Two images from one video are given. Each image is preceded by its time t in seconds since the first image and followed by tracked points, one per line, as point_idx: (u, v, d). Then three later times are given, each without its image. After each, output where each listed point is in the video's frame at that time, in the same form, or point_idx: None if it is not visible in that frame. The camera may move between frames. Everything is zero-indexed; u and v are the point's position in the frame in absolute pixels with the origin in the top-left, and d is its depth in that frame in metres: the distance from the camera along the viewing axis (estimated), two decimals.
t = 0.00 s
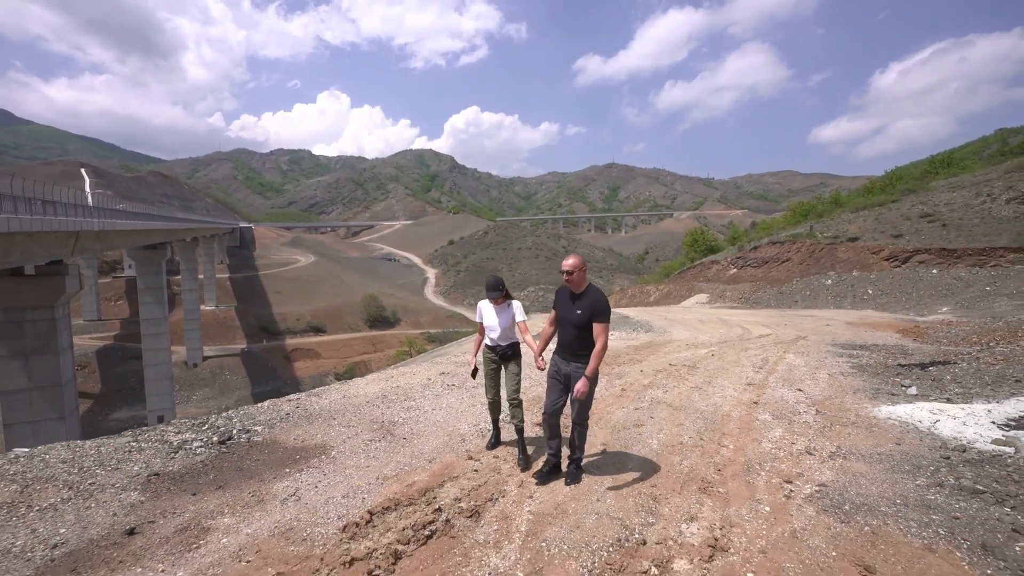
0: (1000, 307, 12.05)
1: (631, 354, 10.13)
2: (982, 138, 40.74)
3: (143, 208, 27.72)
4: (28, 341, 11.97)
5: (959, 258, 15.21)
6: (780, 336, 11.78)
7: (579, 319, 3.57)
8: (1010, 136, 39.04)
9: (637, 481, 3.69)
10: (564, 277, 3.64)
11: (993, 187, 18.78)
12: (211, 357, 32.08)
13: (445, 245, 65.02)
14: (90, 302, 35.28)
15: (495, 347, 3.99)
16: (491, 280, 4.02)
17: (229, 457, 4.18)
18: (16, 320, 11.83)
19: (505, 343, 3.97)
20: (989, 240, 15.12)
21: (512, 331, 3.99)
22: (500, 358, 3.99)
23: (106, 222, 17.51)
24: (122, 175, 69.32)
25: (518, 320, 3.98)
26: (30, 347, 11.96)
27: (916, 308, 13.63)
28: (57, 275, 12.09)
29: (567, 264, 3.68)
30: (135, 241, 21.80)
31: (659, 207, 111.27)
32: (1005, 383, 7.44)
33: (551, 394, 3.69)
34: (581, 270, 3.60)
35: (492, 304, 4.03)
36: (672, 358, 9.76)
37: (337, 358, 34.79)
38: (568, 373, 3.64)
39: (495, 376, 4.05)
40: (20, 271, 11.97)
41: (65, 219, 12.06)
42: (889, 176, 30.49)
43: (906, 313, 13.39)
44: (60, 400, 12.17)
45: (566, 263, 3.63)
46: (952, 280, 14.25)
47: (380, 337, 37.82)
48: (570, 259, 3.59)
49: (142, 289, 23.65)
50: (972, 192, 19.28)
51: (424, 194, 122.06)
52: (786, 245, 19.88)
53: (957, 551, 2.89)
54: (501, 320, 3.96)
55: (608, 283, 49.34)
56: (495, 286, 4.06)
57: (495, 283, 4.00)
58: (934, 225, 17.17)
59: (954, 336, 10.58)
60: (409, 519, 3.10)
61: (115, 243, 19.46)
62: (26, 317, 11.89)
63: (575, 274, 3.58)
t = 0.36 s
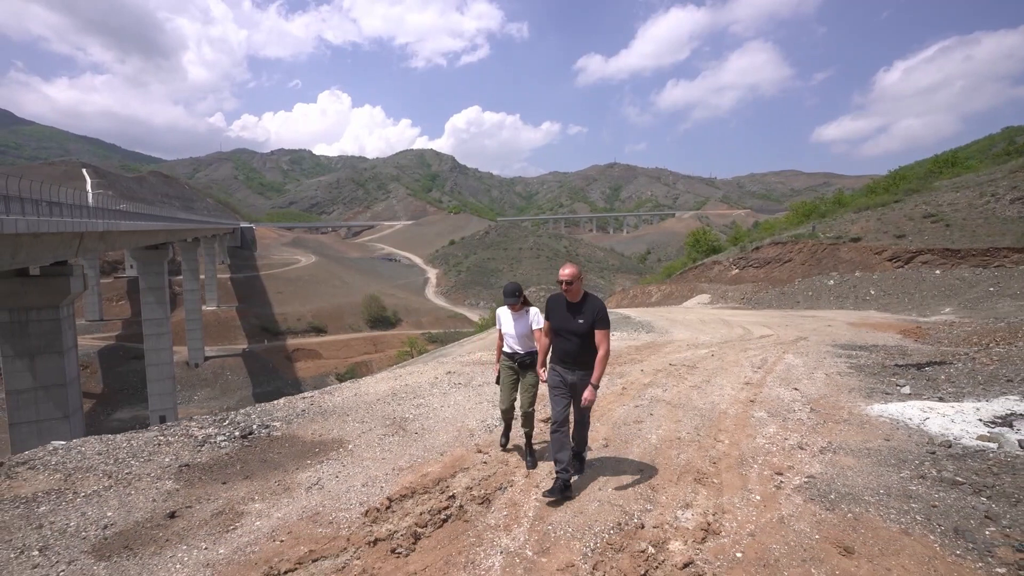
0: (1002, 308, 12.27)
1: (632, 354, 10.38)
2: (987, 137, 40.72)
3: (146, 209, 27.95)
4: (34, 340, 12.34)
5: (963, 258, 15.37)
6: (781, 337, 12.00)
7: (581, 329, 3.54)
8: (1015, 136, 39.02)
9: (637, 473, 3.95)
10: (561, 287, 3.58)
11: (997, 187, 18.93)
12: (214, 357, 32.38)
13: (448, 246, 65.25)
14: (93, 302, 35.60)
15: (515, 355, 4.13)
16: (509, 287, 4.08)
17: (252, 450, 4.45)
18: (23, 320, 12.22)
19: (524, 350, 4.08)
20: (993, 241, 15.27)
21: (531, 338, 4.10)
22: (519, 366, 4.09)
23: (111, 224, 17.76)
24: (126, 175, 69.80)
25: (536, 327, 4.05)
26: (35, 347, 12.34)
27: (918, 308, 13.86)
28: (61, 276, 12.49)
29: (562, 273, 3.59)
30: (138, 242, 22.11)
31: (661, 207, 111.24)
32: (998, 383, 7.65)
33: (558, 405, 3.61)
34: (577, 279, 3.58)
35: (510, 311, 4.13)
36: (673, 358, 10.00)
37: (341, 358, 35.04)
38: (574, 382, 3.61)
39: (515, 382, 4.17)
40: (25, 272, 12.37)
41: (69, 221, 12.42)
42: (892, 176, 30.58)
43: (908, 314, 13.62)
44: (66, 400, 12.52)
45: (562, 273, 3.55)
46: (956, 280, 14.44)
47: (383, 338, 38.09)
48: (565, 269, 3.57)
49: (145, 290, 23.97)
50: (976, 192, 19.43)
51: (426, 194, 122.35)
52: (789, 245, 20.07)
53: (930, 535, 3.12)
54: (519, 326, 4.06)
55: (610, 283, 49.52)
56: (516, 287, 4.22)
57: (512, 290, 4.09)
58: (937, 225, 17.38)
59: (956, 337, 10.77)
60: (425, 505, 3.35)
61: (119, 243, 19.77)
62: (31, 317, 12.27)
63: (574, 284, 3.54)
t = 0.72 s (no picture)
0: (1013, 308, 12.37)
1: (639, 353, 10.57)
2: (1000, 136, 40.42)
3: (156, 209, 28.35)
4: (49, 339, 12.81)
5: (973, 258, 15.40)
6: (788, 337, 12.14)
7: (588, 328, 3.50)
8: None
9: (646, 466, 4.17)
10: (564, 287, 3.53)
11: (1008, 187, 18.92)
12: (223, 356, 32.80)
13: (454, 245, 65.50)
14: (104, 301, 36.14)
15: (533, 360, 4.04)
16: (524, 292, 4.02)
17: (279, 442, 4.68)
18: (39, 318, 12.67)
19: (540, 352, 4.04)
20: (1004, 241, 15.30)
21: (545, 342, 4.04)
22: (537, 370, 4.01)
23: (121, 223, 18.10)
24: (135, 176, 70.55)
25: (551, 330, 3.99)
26: (49, 345, 12.81)
27: (927, 308, 13.94)
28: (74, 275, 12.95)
29: (564, 273, 3.54)
30: (147, 242, 22.51)
31: (668, 207, 110.93)
32: (1000, 382, 7.77)
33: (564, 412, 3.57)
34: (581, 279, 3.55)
35: (526, 315, 4.09)
36: (679, 357, 10.18)
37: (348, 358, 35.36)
38: (582, 384, 3.53)
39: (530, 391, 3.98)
40: (39, 272, 12.82)
41: (82, 222, 12.85)
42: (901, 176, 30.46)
43: (917, 314, 13.72)
44: (79, 397, 12.99)
45: (566, 273, 3.50)
46: (965, 280, 14.48)
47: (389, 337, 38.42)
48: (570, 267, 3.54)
49: (155, 289, 24.37)
50: (986, 192, 19.42)
51: (432, 194, 122.69)
52: (796, 245, 20.14)
53: (924, 523, 3.29)
54: (534, 329, 4.03)
55: (616, 283, 49.59)
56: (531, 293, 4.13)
57: (528, 295, 4.01)
58: (947, 225, 17.39)
59: (965, 337, 10.85)
60: (447, 493, 3.57)
61: (129, 243, 20.15)
62: (45, 315, 12.74)
63: (578, 284, 3.51)
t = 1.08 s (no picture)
0: (1013, 308, 12.58)
1: (641, 351, 10.80)
2: (1002, 135, 40.54)
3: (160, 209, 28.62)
4: (56, 338, 13.30)
5: (973, 258, 15.60)
6: (789, 336, 12.37)
7: (587, 333, 3.59)
8: None
9: (649, 455, 4.42)
10: (567, 289, 3.57)
11: (1008, 187, 19.14)
12: (226, 356, 33.07)
13: (456, 245, 65.72)
14: (107, 301, 36.42)
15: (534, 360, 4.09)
16: (527, 289, 4.10)
17: (300, 433, 4.93)
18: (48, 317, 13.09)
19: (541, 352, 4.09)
20: (1004, 241, 15.50)
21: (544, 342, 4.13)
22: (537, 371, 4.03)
23: (128, 224, 18.35)
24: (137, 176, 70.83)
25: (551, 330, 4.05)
26: (56, 344, 13.29)
27: (928, 308, 14.16)
28: (80, 275, 13.44)
29: (567, 274, 3.58)
30: (151, 241, 22.78)
31: (669, 207, 111.07)
32: (993, 378, 8.01)
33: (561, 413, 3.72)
34: (583, 282, 3.58)
35: (527, 314, 4.13)
36: (680, 355, 10.42)
37: (352, 357, 35.63)
38: (577, 387, 3.64)
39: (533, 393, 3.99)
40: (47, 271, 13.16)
41: (87, 222, 13.29)
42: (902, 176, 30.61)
43: (918, 314, 13.93)
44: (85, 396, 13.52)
45: (569, 276, 3.54)
46: (966, 281, 14.69)
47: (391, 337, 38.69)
48: (573, 269, 3.56)
49: (159, 288, 24.65)
50: (988, 192, 19.63)
51: (434, 194, 122.94)
52: (798, 245, 20.33)
53: (908, 505, 3.54)
54: (533, 327, 4.08)
55: (617, 283, 49.82)
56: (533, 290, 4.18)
57: (530, 293, 4.07)
58: (947, 225, 17.62)
59: (964, 337, 11.07)
60: (463, 478, 3.82)
61: (133, 243, 20.42)
62: (52, 315, 13.22)
63: (580, 287, 3.55)
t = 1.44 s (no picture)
0: (1019, 308, 12.73)
1: (646, 350, 11.07)
2: (1011, 134, 40.41)
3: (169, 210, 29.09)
4: (72, 337, 13.85)
5: (980, 259, 15.75)
6: (794, 335, 12.61)
7: (583, 325, 3.52)
8: None
9: (654, 444, 4.70)
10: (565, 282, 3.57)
11: (1016, 188, 19.24)
12: (232, 355, 33.53)
13: (462, 245, 66.08)
14: (118, 300, 36.98)
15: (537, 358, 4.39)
16: (527, 288, 4.35)
17: (325, 422, 5.24)
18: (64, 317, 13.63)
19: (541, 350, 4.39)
20: (1012, 241, 15.62)
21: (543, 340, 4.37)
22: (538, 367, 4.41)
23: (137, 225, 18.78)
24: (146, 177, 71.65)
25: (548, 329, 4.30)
26: (70, 343, 13.86)
27: (934, 309, 14.33)
28: (94, 275, 13.99)
29: (565, 268, 3.57)
30: (160, 242, 23.21)
31: (675, 207, 110.99)
32: (991, 376, 8.23)
33: (552, 407, 3.59)
34: (582, 276, 3.56)
35: (529, 313, 4.39)
36: (685, 353, 10.69)
37: (358, 357, 36.00)
38: (573, 383, 3.57)
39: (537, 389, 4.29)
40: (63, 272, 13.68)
41: (101, 224, 13.83)
42: (911, 175, 30.63)
43: (924, 314, 14.11)
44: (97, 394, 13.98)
45: (567, 269, 3.52)
46: (973, 281, 14.83)
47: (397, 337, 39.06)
48: (572, 262, 3.55)
49: (168, 288, 25.09)
50: (996, 192, 19.75)
51: (439, 194, 123.39)
52: (804, 246, 20.51)
53: (894, 489, 3.81)
54: (534, 326, 4.36)
55: (623, 283, 50.03)
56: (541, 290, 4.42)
57: (530, 291, 4.31)
58: (955, 226, 17.75)
59: (969, 337, 11.24)
60: (479, 463, 4.12)
61: (143, 243, 20.83)
62: (67, 314, 13.79)
63: (579, 280, 3.52)
